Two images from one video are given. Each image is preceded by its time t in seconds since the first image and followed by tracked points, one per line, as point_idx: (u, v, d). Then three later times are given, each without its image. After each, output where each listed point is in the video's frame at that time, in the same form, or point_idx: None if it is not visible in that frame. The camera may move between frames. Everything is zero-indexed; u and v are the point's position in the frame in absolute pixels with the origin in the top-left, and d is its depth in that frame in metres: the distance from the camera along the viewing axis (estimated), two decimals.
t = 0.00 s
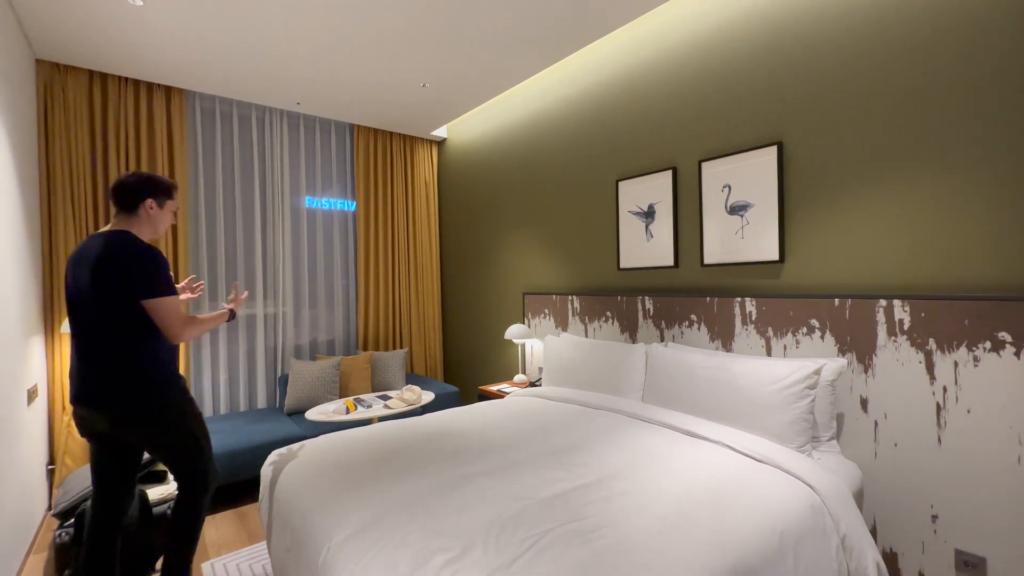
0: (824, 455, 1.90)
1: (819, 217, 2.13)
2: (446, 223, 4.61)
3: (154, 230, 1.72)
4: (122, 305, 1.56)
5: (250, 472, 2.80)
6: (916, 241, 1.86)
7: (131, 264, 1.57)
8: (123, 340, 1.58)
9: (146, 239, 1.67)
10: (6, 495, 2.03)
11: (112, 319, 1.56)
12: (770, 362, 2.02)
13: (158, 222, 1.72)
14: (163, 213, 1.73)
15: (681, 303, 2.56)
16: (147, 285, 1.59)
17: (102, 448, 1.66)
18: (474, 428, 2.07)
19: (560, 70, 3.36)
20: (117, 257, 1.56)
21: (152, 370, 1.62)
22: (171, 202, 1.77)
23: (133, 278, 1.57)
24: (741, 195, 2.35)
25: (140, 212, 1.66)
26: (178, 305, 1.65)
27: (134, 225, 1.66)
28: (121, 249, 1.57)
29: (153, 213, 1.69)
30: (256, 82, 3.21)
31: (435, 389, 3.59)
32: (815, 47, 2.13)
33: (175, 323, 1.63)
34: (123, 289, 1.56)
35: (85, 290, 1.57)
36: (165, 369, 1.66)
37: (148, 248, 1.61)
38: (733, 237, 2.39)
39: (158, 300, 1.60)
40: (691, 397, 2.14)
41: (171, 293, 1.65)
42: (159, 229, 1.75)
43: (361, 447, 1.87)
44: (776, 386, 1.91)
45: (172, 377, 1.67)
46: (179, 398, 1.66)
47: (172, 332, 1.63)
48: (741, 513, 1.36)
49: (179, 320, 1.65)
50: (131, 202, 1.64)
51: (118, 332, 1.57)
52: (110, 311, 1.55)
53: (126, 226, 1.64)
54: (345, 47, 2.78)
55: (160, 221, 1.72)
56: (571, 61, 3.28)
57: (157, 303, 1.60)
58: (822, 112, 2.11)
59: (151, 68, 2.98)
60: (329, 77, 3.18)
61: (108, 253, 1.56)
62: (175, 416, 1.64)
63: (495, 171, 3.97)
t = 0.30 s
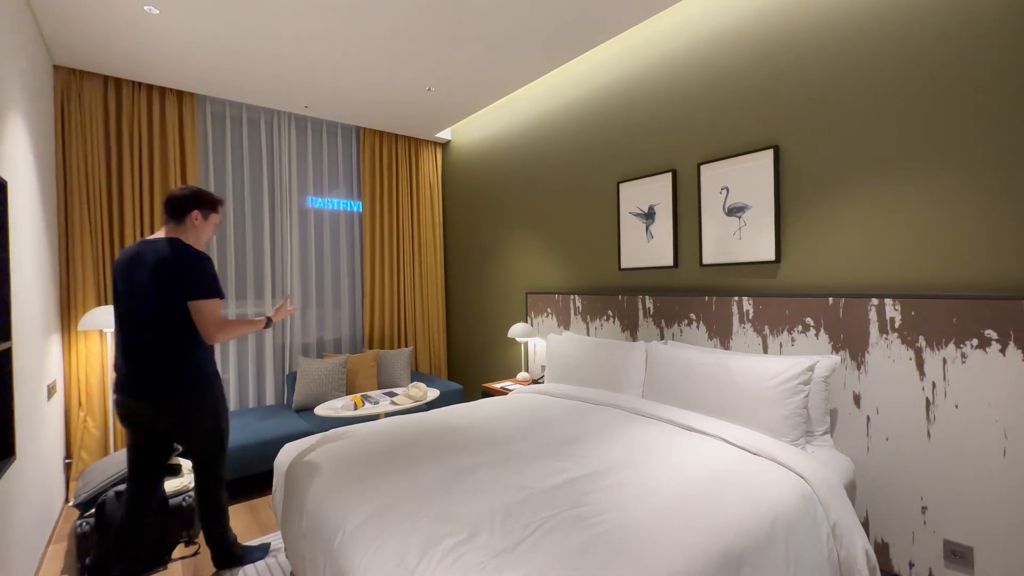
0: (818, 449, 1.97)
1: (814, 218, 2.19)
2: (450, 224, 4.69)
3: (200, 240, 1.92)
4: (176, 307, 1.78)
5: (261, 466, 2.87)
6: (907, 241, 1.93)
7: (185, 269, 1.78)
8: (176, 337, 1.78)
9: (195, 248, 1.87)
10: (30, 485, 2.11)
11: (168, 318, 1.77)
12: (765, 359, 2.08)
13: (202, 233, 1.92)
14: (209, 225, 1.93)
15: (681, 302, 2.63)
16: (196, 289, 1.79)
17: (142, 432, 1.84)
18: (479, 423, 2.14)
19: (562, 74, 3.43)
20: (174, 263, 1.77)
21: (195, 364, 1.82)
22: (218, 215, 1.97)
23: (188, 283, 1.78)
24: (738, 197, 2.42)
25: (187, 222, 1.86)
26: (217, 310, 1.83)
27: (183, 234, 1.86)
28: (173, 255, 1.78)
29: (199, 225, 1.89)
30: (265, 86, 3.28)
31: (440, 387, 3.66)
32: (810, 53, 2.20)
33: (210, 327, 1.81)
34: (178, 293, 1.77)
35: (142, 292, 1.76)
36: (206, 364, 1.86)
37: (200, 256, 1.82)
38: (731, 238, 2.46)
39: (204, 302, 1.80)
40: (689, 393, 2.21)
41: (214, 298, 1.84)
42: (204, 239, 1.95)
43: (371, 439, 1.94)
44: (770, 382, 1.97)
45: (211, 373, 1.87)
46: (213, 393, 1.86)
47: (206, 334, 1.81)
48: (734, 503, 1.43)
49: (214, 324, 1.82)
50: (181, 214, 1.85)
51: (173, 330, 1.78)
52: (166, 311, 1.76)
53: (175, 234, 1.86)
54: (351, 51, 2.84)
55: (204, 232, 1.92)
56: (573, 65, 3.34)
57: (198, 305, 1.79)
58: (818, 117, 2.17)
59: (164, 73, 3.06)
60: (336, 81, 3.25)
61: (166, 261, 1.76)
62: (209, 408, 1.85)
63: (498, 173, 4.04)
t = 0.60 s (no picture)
0: (809, 441, 2.03)
1: (806, 217, 2.25)
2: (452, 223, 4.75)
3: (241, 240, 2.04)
4: (217, 302, 1.89)
5: (268, 459, 2.95)
6: (896, 239, 1.99)
7: (227, 266, 1.90)
8: (216, 326, 1.89)
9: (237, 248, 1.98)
10: (48, 474, 2.19)
11: (210, 311, 1.88)
12: (758, 354, 2.15)
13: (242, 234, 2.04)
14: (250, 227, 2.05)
15: (677, 299, 2.69)
16: (237, 286, 1.90)
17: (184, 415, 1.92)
18: (481, 416, 2.21)
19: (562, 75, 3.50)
20: (218, 261, 1.88)
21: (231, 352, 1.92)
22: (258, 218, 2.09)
23: (228, 279, 1.90)
24: (733, 197, 2.48)
25: (230, 224, 1.99)
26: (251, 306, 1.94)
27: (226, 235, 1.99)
28: (217, 254, 1.90)
29: (241, 227, 2.02)
30: (271, 87, 3.36)
31: (442, 382, 3.74)
32: (803, 56, 2.26)
33: (242, 322, 1.91)
34: (220, 287, 1.88)
35: (187, 287, 1.88)
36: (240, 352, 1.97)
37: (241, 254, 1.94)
38: (726, 237, 2.52)
39: (241, 296, 1.91)
40: (685, 387, 2.27)
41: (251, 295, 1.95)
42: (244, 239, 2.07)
43: (377, 431, 2.01)
44: (762, 376, 2.04)
45: (246, 362, 1.99)
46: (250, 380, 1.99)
47: (238, 326, 1.91)
48: (725, 489, 1.49)
49: (245, 319, 1.93)
50: (227, 216, 1.97)
51: (214, 319, 1.89)
52: (208, 304, 1.88)
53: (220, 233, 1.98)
54: (355, 52, 2.91)
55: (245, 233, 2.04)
56: (573, 67, 3.41)
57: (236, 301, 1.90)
58: (811, 119, 2.23)
59: (173, 75, 3.14)
60: (341, 82, 3.32)
61: (210, 258, 1.88)
62: (244, 394, 1.98)
63: (499, 172, 4.10)
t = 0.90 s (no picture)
0: (800, 435, 2.09)
1: (799, 216, 2.30)
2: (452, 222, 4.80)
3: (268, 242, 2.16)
4: (245, 299, 1.99)
5: (271, 453, 3.00)
6: (886, 238, 2.03)
7: (256, 265, 1.99)
8: (245, 321, 1.99)
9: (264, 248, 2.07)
10: (58, 466, 2.25)
11: (239, 307, 1.98)
12: (750, 350, 2.20)
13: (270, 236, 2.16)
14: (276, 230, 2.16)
15: (674, 296, 2.74)
16: (262, 284, 1.98)
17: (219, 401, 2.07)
18: (480, 410, 2.26)
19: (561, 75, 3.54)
20: (247, 260, 1.97)
21: (258, 346, 2.02)
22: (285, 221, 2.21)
23: (256, 277, 1.97)
24: (728, 196, 2.53)
25: (258, 226, 2.11)
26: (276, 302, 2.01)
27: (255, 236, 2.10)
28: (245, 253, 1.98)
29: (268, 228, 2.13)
30: (273, 87, 3.40)
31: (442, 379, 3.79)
32: (797, 58, 2.30)
33: (266, 316, 1.98)
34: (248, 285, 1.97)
35: (219, 285, 1.99)
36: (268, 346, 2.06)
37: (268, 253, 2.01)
38: (721, 236, 2.57)
39: (266, 293, 1.98)
40: (679, 382, 2.33)
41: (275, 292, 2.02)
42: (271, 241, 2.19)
43: (378, 424, 2.06)
44: (754, 371, 2.09)
45: (269, 355, 2.07)
46: (269, 373, 2.05)
47: (263, 321, 1.97)
48: (715, 479, 1.55)
49: (270, 314, 1.99)
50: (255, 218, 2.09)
51: (243, 315, 1.98)
52: (238, 301, 1.97)
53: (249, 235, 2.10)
54: (357, 53, 2.96)
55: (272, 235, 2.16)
56: (571, 67, 3.45)
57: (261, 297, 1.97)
58: (805, 120, 2.28)
59: (177, 75, 3.19)
60: (342, 82, 3.36)
61: (240, 257, 1.98)
62: (263, 385, 2.04)
63: (499, 171, 4.15)
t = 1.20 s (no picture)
0: (793, 429, 2.12)
1: (794, 214, 2.33)
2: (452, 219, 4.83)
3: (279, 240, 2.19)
4: (254, 295, 2.02)
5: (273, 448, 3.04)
6: (878, 235, 2.06)
7: (263, 262, 2.02)
8: (253, 316, 2.02)
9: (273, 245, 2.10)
10: (64, 460, 2.29)
11: (248, 303, 2.02)
12: (745, 346, 2.23)
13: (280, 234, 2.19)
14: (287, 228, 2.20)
15: (670, 293, 2.77)
16: (269, 280, 2.01)
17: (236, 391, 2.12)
18: (479, 405, 2.30)
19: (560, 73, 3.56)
20: (254, 256, 2.01)
21: (266, 341, 2.05)
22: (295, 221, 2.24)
23: (264, 274, 2.00)
24: (725, 194, 2.56)
25: (269, 225, 2.14)
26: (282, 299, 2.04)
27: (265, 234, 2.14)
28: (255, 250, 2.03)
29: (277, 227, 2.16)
30: (274, 85, 3.43)
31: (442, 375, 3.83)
32: (792, 57, 2.33)
33: (272, 312, 2.00)
34: (257, 281, 2.01)
35: (230, 281, 2.03)
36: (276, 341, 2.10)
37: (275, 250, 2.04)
38: (717, 233, 2.60)
39: (275, 289, 2.01)
40: (676, 378, 2.36)
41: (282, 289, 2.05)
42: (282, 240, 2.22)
43: (378, 419, 2.10)
44: (749, 367, 2.12)
45: (277, 350, 2.10)
46: (276, 367, 2.07)
47: (269, 317, 2.00)
48: (709, 472, 1.58)
49: (276, 310, 2.01)
50: (266, 217, 2.13)
51: (252, 310, 2.02)
52: (247, 297, 2.01)
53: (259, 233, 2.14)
54: (357, 51, 2.98)
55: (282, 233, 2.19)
56: (569, 65, 3.47)
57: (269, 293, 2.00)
58: (800, 119, 2.30)
59: (178, 74, 3.21)
60: (342, 80, 3.39)
61: (249, 254, 2.02)
62: (270, 377, 2.06)
63: (498, 169, 4.17)
